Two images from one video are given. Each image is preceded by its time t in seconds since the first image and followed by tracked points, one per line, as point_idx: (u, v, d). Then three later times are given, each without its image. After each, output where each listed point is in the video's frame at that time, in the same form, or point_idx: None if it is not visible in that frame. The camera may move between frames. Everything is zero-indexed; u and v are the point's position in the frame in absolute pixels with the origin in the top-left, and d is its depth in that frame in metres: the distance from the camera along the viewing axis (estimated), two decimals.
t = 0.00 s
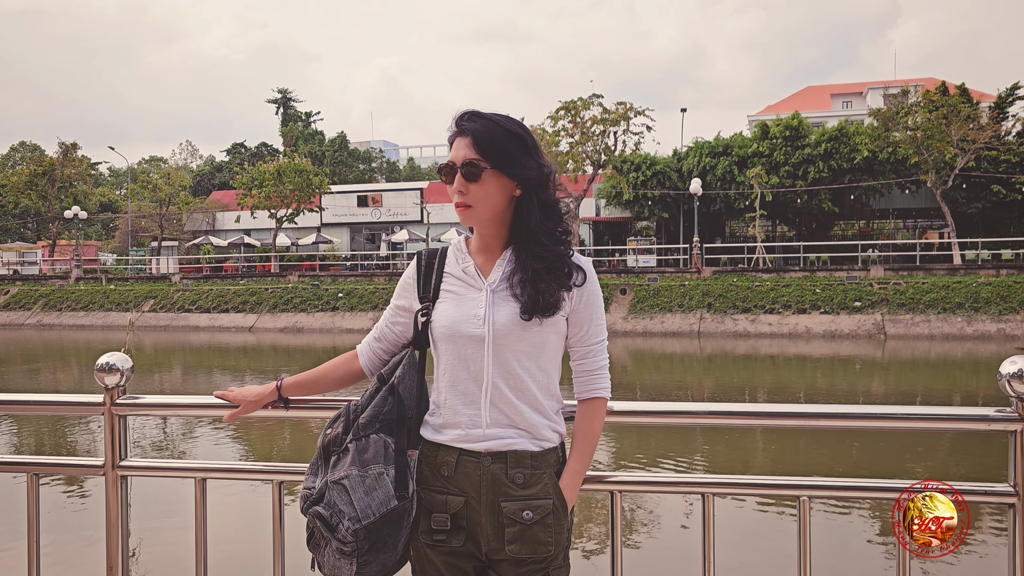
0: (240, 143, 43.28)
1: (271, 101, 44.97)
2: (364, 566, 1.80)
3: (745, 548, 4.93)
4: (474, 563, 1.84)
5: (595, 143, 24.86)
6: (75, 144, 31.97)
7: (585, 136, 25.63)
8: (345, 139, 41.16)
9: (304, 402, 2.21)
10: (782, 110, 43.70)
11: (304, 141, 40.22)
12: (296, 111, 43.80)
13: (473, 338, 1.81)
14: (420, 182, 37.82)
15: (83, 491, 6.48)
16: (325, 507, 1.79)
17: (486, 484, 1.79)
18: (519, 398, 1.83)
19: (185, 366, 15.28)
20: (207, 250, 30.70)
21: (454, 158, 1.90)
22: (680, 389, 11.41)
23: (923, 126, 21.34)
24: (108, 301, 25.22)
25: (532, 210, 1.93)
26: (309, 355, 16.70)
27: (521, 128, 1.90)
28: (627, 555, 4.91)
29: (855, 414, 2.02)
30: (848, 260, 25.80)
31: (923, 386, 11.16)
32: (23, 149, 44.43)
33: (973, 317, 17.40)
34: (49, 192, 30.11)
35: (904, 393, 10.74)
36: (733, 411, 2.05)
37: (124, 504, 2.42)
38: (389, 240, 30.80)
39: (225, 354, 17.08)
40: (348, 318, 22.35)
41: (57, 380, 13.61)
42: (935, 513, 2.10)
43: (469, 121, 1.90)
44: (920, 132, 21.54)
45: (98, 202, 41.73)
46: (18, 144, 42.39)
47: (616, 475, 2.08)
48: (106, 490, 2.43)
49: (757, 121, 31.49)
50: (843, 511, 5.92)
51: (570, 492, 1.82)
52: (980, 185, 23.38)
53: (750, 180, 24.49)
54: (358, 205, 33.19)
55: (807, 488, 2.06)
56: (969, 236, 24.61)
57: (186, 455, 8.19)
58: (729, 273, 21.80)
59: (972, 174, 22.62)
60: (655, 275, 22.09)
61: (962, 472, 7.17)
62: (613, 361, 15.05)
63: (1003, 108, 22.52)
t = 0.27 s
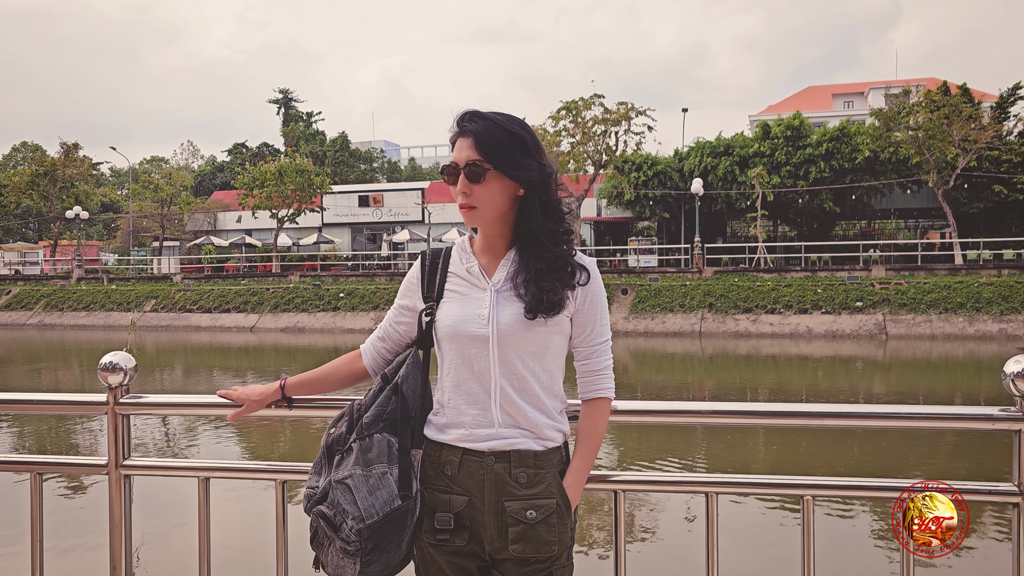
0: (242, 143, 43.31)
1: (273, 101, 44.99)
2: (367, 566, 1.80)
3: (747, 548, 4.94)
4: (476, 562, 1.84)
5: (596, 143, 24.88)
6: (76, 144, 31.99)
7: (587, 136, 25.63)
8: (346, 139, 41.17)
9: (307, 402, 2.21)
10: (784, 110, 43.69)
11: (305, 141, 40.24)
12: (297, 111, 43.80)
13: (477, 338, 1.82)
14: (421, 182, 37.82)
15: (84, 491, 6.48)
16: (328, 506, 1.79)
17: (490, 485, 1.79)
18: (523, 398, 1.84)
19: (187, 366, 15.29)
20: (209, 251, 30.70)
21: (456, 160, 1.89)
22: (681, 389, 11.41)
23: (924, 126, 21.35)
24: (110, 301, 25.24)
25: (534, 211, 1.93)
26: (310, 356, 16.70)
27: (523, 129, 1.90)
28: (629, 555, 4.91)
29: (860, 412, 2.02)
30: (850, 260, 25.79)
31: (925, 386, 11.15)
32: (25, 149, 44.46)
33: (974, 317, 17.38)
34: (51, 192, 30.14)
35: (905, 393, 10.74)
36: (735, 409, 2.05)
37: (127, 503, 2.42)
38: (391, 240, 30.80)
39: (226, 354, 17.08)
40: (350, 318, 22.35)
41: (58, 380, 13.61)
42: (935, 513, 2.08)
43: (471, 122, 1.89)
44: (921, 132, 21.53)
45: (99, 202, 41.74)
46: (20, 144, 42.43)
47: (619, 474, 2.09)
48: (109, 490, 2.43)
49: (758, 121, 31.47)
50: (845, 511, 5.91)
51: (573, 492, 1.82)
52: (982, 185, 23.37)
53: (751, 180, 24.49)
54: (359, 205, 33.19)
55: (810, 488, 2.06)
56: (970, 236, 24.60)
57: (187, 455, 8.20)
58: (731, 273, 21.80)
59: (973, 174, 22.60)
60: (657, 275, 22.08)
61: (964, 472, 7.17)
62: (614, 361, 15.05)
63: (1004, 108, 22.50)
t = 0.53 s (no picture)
0: (243, 143, 43.33)
1: (274, 101, 45.02)
2: (370, 565, 1.80)
3: (748, 548, 4.94)
4: (480, 562, 1.84)
5: (597, 143, 24.89)
6: (77, 144, 32.01)
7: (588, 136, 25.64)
8: (347, 139, 41.19)
9: (309, 401, 2.21)
10: (785, 110, 43.68)
11: (306, 141, 40.25)
12: (298, 112, 43.82)
13: (480, 337, 1.82)
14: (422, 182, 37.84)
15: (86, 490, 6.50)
16: (331, 505, 1.79)
17: (493, 483, 1.79)
18: (526, 398, 1.84)
19: (188, 366, 15.30)
20: (210, 251, 30.72)
21: (460, 160, 1.89)
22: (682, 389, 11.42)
23: (925, 126, 21.35)
24: (111, 301, 25.24)
25: (537, 210, 1.93)
26: (311, 356, 16.70)
27: (526, 129, 1.90)
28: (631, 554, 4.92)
29: (863, 412, 2.01)
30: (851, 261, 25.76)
31: (926, 387, 11.14)
32: (26, 150, 44.47)
33: (976, 317, 17.36)
34: (52, 192, 30.16)
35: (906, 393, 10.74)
36: (737, 408, 2.06)
37: (129, 502, 2.42)
38: (391, 240, 30.81)
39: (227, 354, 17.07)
40: (351, 318, 22.35)
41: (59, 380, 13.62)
42: (935, 513, 2.08)
43: (474, 121, 1.89)
44: (922, 132, 21.54)
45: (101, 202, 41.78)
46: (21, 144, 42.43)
47: (622, 474, 2.09)
48: (111, 489, 2.44)
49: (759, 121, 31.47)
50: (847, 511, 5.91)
51: (576, 491, 1.82)
52: (983, 185, 23.36)
53: (752, 180, 24.47)
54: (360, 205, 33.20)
55: (811, 487, 2.06)
56: (971, 236, 24.58)
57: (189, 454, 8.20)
58: (732, 273, 21.79)
59: (974, 174, 22.59)
60: (658, 275, 22.08)
61: (966, 471, 7.18)
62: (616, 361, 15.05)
63: (1005, 108, 22.49)
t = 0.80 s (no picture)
0: (245, 143, 43.37)
1: (276, 101, 45.07)
2: (373, 565, 1.81)
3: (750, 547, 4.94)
4: (482, 560, 1.85)
5: (600, 143, 24.90)
6: (80, 144, 32.05)
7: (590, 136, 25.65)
8: (349, 139, 41.23)
9: (312, 400, 2.21)
10: (787, 110, 43.66)
11: (308, 141, 40.29)
12: (300, 112, 43.86)
13: (484, 336, 1.82)
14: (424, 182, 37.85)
15: (89, 490, 6.52)
16: (334, 504, 1.80)
17: (495, 482, 1.79)
18: (528, 396, 1.84)
19: (190, 366, 15.31)
20: (212, 250, 30.75)
21: (461, 160, 1.90)
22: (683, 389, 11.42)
23: (928, 126, 21.35)
24: (113, 301, 25.26)
25: (541, 210, 1.93)
26: (313, 356, 16.71)
27: (529, 129, 1.90)
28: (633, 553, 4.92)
29: (866, 411, 2.01)
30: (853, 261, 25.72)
31: (928, 387, 11.13)
32: (29, 150, 44.54)
33: (978, 317, 17.33)
34: (54, 193, 30.20)
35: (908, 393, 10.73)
36: (739, 407, 2.06)
37: (132, 501, 2.43)
38: (393, 240, 30.83)
39: (229, 354, 17.08)
40: (353, 318, 22.36)
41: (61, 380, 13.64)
42: (935, 513, 2.07)
43: (476, 120, 1.90)
44: (925, 132, 21.55)
45: (103, 202, 41.84)
46: (24, 144, 42.50)
47: (624, 473, 2.10)
48: (114, 488, 2.43)
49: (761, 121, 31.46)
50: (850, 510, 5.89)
51: (579, 489, 1.82)
52: (985, 185, 23.32)
53: (755, 179, 24.45)
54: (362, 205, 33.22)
55: (814, 486, 2.06)
56: (974, 236, 24.57)
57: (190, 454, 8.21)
58: (734, 273, 21.79)
59: (977, 174, 22.56)
60: (660, 275, 22.07)
61: (969, 469, 7.18)
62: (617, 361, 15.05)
63: (1008, 108, 22.46)
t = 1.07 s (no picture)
0: (247, 143, 43.42)
1: (278, 102, 45.12)
2: (375, 563, 1.81)
3: (752, 548, 4.94)
4: (484, 558, 1.85)
5: (602, 143, 24.91)
6: (82, 144, 32.09)
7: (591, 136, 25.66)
8: (351, 139, 41.27)
9: (315, 399, 2.22)
10: (789, 110, 43.66)
11: (310, 142, 40.34)
12: (302, 112, 43.91)
13: (487, 334, 1.82)
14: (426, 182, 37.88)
15: (93, 489, 6.54)
16: (337, 503, 1.80)
17: (498, 481, 1.80)
18: (531, 396, 1.84)
19: (193, 366, 15.33)
20: (214, 251, 30.79)
21: (463, 159, 1.90)
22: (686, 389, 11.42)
23: (930, 126, 21.34)
24: (116, 301, 25.30)
25: (543, 209, 1.93)
26: (316, 355, 16.73)
27: (531, 128, 1.90)
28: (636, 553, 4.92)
29: (868, 410, 2.02)
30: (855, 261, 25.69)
31: (930, 387, 11.12)
32: (32, 150, 44.61)
33: (981, 317, 17.32)
34: (57, 193, 30.25)
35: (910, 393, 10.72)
36: (742, 406, 2.06)
37: (135, 500, 2.43)
38: (395, 240, 30.85)
39: (232, 354, 17.10)
40: (355, 318, 22.37)
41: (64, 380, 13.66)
42: (935, 513, 2.06)
43: (478, 119, 1.90)
44: (927, 131, 21.53)
45: (105, 202, 41.89)
46: (27, 145, 42.57)
47: (627, 471, 2.10)
48: (117, 486, 2.44)
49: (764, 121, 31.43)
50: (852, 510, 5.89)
51: (582, 489, 1.83)
52: (988, 185, 23.30)
53: (757, 179, 24.43)
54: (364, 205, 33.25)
55: (817, 485, 2.06)
56: (976, 236, 24.54)
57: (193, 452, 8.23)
58: (736, 273, 21.79)
59: (979, 174, 22.53)
60: (662, 275, 22.06)
61: (972, 469, 7.17)
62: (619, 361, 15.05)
63: (1010, 108, 22.43)
